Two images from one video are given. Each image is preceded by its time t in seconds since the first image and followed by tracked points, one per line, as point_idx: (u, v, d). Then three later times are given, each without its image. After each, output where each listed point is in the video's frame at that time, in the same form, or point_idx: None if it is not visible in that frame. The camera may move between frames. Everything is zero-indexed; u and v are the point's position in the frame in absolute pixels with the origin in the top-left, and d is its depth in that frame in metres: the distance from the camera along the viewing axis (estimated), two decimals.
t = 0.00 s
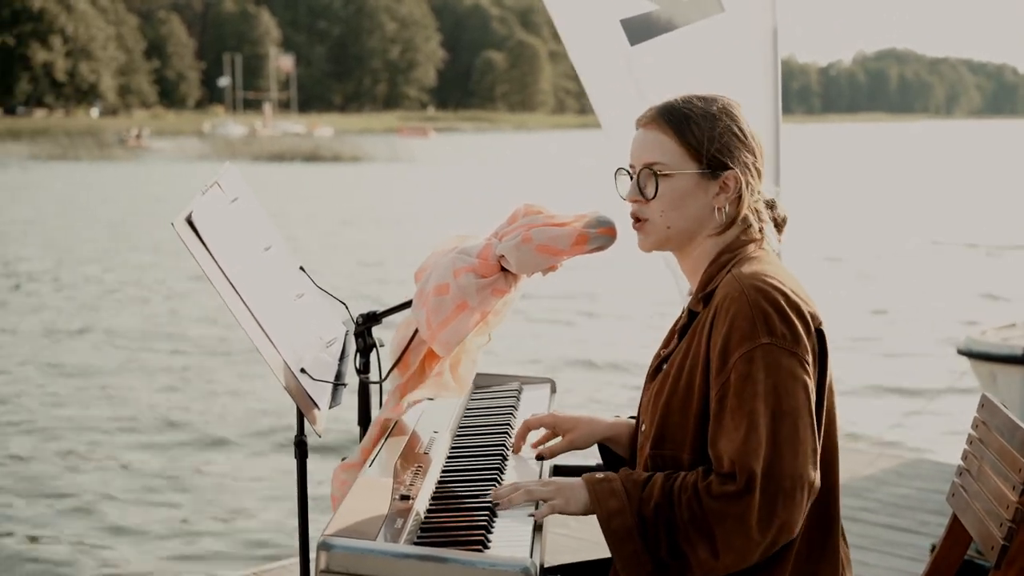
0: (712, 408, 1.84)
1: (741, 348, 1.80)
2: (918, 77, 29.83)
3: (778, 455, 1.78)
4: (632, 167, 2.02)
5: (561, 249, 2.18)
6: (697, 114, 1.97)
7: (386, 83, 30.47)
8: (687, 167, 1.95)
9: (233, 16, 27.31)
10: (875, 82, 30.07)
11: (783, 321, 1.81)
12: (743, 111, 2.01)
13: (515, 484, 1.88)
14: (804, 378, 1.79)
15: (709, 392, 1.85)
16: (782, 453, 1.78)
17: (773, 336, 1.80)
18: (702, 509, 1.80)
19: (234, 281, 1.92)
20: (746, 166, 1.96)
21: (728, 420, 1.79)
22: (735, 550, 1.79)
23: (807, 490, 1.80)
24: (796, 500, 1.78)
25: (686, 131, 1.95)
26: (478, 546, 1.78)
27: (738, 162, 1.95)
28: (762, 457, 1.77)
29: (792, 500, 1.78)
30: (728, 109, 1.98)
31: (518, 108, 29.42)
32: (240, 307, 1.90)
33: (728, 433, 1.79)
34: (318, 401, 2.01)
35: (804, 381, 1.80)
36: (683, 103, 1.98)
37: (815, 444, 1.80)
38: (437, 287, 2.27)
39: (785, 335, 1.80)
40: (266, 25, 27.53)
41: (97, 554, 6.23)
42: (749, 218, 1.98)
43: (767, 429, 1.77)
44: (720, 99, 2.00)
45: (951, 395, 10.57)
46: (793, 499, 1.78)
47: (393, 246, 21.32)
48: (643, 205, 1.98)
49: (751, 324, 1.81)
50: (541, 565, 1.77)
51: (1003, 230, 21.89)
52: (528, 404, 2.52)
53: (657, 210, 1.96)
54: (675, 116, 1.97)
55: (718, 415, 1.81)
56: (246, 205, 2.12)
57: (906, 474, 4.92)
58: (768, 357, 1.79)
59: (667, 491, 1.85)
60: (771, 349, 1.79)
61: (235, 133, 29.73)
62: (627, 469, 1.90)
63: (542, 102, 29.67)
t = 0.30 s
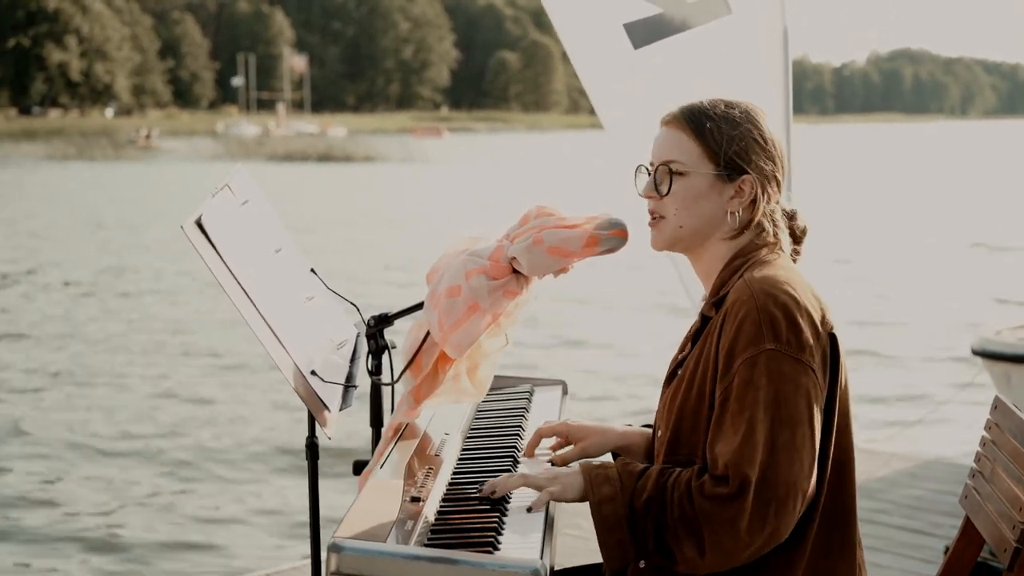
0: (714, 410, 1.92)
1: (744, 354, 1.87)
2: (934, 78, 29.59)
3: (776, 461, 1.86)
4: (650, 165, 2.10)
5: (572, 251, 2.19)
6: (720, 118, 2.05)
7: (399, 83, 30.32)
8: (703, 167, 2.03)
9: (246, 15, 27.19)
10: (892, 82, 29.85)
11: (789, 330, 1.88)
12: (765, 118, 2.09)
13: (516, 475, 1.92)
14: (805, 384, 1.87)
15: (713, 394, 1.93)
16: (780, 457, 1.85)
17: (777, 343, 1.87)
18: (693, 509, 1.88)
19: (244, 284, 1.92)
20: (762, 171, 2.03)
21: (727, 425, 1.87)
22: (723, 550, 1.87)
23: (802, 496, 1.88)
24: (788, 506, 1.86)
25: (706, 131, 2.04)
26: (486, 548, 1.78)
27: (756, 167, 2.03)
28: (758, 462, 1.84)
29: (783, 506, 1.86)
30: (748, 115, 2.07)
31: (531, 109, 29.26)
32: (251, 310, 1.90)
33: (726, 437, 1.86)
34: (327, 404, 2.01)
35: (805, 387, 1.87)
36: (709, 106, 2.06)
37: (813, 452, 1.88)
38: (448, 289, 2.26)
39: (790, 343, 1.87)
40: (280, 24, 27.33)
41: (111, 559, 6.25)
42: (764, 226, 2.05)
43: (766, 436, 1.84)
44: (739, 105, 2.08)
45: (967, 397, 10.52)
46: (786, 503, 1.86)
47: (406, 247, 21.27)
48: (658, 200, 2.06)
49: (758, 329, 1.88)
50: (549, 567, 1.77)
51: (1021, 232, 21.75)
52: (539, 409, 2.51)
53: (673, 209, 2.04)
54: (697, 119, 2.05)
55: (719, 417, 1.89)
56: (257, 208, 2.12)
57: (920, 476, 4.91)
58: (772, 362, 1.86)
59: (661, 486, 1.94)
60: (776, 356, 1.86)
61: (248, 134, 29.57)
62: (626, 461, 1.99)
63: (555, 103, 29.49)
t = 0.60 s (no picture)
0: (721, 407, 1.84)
1: (751, 353, 1.79)
2: (945, 78, 29.73)
3: (778, 459, 1.78)
4: (666, 161, 2.02)
5: (582, 249, 2.19)
6: (738, 114, 1.96)
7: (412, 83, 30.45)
8: (718, 162, 1.95)
9: (259, 16, 27.36)
10: (903, 81, 30.04)
11: (795, 327, 1.80)
12: (786, 119, 2.00)
13: (522, 472, 1.90)
14: (813, 381, 1.79)
15: (721, 392, 1.85)
16: (783, 458, 1.77)
17: (781, 342, 1.79)
18: (699, 505, 1.80)
19: (254, 283, 1.92)
20: (780, 172, 1.95)
21: (733, 423, 1.79)
22: (726, 547, 1.79)
23: (806, 496, 1.79)
24: (791, 505, 1.78)
25: (725, 127, 1.95)
26: (496, 547, 1.78)
27: (773, 166, 1.95)
28: (762, 461, 1.76)
29: (786, 506, 1.78)
30: (769, 116, 1.97)
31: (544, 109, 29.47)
32: (259, 307, 1.90)
33: (732, 437, 1.79)
34: (337, 401, 2.01)
35: (813, 385, 1.78)
36: (726, 105, 1.98)
37: (819, 452, 1.79)
38: (459, 287, 2.26)
39: (795, 341, 1.79)
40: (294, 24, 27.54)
41: (122, 555, 6.25)
42: (777, 222, 1.97)
43: (768, 436, 1.77)
44: (758, 104, 1.99)
45: (980, 396, 10.53)
46: (788, 504, 1.78)
47: (420, 246, 21.35)
48: (672, 196, 1.99)
49: (762, 327, 1.80)
50: (557, 564, 1.77)
51: None
52: (550, 407, 2.50)
53: (684, 201, 1.97)
54: (716, 115, 1.96)
55: (725, 415, 1.81)
56: (268, 206, 2.13)
57: (931, 474, 4.90)
58: (777, 361, 1.78)
59: (669, 478, 1.85)
60: (781, 355, 1.78)
61: (262, 133, 29.77)
62: (631, 452, 1.91)
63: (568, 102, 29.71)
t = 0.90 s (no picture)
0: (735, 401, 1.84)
1: (764, 345, 1.79)
2: (958, 78, 29.73)
3: (792, 452, 1.78)
4: (680, 153, 2.02)
5: (595, 246, 2.18)
6: (753, 110, 1.97)
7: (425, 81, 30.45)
8: (734, 154, 1.95)
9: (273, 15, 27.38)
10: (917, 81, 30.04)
11: (808, 319, 1.80)
12: (802, 115, 2.00)
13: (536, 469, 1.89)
14: (826, 374, 1.78)
15: (734, 385, 1.84)
16: (797, 451, 1.77)
17: (794, 334, 1.79)
18: (715, 503, 1.79)
19: (267, 278, 1.92)
20: (795, 166, 1.95)
21: (748, 417, 1.79)
22: (742, 543, 1.78)
23: (821, 489, 1.79)
24: (806, 500, 1.77)
25: (741, 121, 1.96)
26: (507, 543, 1.78)
27: (788, 160, 1.94)
28: (776, 454, 1.76)
29: (801, 500, 1.77)
30: (784, 111, 1.97)
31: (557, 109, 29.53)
32: (271, 300, 1.90)
33: (747, 430, 1.78)
34: (350, 397, 2.01)
35: (825, 378, 1.78)
36: (742, 100, 1.98)
37: (833, 444, 1.79)
38: (471, 284, 2.26)
39: (808, 333, 1.79)
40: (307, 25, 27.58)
41: (133, 545, 6.26)
42: (793, 217, 1.97)
43: (782, 430, 1.76)
44: (773, 100, 2.00)
45: (993, 396, 10.52)
46: (803, 498, 1.77)
47: (433, 245, 21.37)
48: (687, 189, 1.99)
49: (775, 319, 1.80)
50: (569, 561, 1.77)
51: None
52: (562, 405, 2.50)
53: (699, 192, 1.97)
54: (733, 109, 1.97)
55: (739, 409, 1.81)
56: (281, 200, 2.13)
57: (944, 473, 4.89)
58: (790, 352, 1.78)
59: (684, 477, 1.85)
60: (794, 347, 1.78)
61: (275, 133, 29.77)
62: (644, 451, 1.91)
63: (581, 102, 29.77)
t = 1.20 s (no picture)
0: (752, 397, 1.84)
1: (779, 341, 1.80)
2: (972, 78, 29.67)
3: (811, 449, 1.78)
4: (692, 150, 2.03)
5: (606, 248, 2.19)
6: (763, 109, 1.98)
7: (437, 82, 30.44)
8: (745, 152, 1.96)
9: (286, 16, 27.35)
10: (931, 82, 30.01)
11: (823, 313, 1.80)
12: (812, 115, 2.01)
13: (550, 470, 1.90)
14: (842, 369, 1.79)
15: (751, 381, 1.85)
16: (815, 447, 1.77)
17: (809, 329, 1.79)
18: (736, 505, 1.80)
19: (280, 279, 1.94)
20: (806, 165, 1.96)
21: (765, 414, 1.80)
22: (767, 545, 1.79)
23: (843, 484, 1.79)
24: (829, 496, 1.78)
25: (752, 119, 1.97)
26: (519, 543, 1.78)
27: (800, 160, 1.95)
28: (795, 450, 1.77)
29: (823, 495, 1.78)
30: (794, 109, 1.99)
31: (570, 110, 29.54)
32: (284, 302, 1.92)
33: (764, 428, 1.79)
34: (362, 397, 2.03)
35: (842, 372, 1.79)
36: (751, 99, 1.99)
37: (853, 437, 1.79)
38: (482, 286, 2.27)
39: (823, 328, 1.80)
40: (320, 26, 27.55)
41: (141, 544, 6.27)
42: (806, 215, 1.97)
43: (801, 426, 1.77)
44: (782, 100, 2.01)
45: (1007, 397, 10.50)
46: (825, 494, 1.78)
47: (446, 246, 21.38)
48: (699, 186, 2.00)
49: (790, 314, 1.80)
50: (582, 561, 1.77)
51: None
52: (574, 406, 2.51)
53: (711, 189, 1.98)
54: (744, 108, 1.98)
55: (758, 407, 1.82)
56: (294, 201, 2.14)
57: (957, 475, 4.89)
58: (806, 347, 1.78)
59: (703, 484, 1.85)
60: (810, 341, 1.78)
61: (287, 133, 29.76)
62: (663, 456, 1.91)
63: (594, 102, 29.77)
